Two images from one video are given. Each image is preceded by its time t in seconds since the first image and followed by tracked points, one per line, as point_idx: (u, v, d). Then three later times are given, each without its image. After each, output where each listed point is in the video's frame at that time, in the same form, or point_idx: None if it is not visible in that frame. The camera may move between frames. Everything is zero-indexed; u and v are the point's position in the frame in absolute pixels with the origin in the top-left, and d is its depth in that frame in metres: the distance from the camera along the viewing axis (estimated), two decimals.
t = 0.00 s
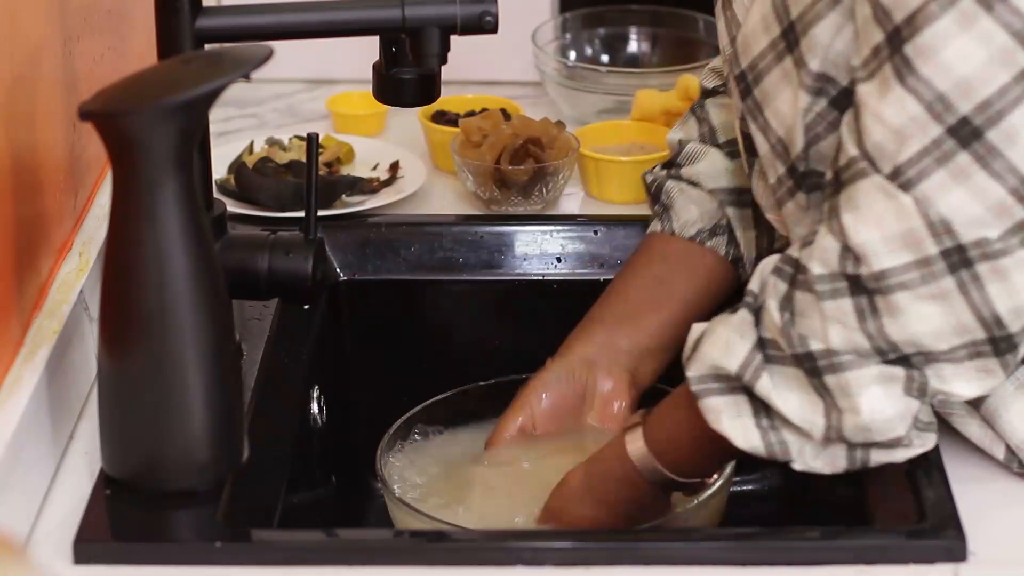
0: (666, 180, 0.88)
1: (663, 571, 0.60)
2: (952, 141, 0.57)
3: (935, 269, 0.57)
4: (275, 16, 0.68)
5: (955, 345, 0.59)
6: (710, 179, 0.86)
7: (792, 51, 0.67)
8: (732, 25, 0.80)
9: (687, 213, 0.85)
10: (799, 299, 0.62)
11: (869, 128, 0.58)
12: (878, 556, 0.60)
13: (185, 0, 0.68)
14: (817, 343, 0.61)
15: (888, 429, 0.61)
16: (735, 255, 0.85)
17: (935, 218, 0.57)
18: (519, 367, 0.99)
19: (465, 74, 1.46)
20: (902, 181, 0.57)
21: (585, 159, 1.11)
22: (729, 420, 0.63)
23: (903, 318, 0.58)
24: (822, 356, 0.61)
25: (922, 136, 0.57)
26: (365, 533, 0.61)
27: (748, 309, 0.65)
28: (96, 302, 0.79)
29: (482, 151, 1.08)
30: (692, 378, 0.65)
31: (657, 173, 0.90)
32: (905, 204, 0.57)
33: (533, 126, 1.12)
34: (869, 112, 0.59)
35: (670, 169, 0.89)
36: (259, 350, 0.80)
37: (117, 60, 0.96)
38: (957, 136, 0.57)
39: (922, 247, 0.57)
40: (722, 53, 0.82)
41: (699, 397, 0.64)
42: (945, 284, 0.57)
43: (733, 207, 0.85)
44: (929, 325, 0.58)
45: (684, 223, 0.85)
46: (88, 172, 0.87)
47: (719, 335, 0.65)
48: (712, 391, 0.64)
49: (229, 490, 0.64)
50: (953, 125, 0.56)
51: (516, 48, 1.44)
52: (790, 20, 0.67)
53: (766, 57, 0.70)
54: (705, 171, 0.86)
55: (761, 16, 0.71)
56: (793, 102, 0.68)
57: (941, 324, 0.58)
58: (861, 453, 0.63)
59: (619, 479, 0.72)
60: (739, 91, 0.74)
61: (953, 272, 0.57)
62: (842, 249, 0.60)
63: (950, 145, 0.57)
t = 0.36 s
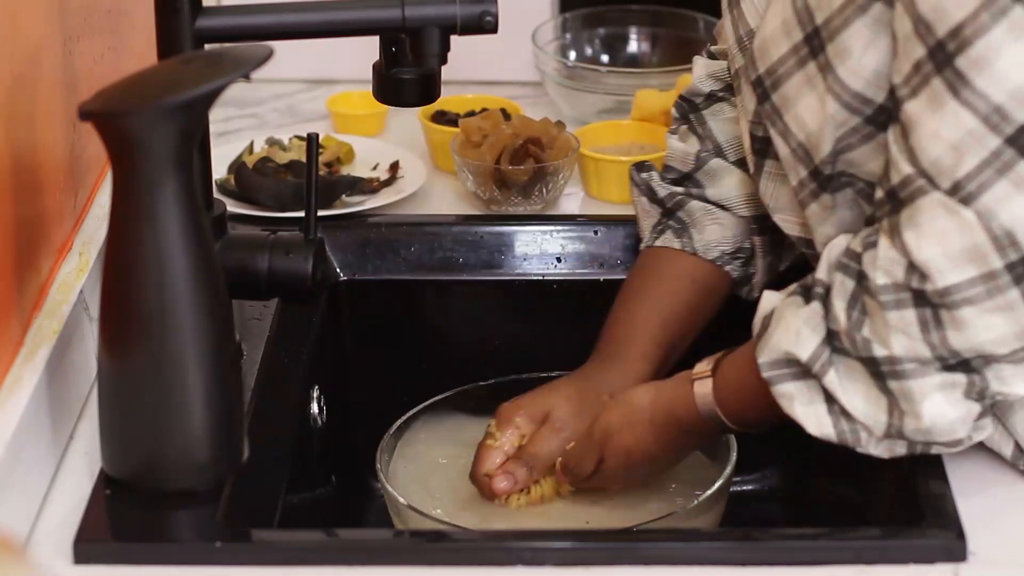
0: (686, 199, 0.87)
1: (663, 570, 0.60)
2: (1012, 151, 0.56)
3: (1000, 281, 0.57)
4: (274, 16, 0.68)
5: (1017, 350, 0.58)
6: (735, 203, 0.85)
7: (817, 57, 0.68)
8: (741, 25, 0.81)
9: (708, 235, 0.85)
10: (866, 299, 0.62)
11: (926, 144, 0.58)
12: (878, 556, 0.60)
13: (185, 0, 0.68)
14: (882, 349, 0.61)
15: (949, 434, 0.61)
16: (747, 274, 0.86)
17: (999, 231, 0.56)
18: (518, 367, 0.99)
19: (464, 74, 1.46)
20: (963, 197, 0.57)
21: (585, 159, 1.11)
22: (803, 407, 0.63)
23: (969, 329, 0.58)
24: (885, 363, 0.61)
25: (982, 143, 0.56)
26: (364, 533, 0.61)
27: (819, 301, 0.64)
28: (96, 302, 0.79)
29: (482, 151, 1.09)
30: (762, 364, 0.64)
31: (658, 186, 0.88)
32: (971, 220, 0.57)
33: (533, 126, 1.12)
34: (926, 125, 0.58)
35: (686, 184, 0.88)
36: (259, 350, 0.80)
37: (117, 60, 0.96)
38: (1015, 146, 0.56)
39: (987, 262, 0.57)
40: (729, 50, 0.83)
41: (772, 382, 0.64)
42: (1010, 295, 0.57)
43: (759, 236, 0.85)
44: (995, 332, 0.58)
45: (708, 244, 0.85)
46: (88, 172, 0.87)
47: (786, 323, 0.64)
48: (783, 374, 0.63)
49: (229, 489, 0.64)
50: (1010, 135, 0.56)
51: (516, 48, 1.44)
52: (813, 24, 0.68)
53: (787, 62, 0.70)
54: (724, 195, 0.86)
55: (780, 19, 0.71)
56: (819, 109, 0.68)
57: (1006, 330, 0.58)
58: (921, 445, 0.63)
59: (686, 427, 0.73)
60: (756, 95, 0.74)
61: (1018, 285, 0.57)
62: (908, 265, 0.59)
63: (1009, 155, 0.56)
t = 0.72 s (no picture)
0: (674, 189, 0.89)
1: (663, 571, 0.60)
2: (984, 151, 0.56)
3: (971, 278, 0.57)
4: (275, 16, 0.68)
5: (991, 348, 0.59)
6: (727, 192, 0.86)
7: (803, 56, 0.68)
8: (740, 25, 0.81)
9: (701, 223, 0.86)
10: (840, 297, 0.62)
11: (900, 141, 0.58)
12: (878, 556, 0.60)
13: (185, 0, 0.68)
14: (855, 347, 0.61)
15: (924, 429, 0.61)
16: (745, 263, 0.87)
17: (971, 229, 0.57)
18: (519, 367, 0.99)
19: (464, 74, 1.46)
20: (936, 194, 0.57)
21: (585, 159, 1.11)
22: (774, 407, 0.63)
23: (942, 327, 0.58)
24: (858, 360, 0.61)
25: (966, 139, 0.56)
26: (364, 533, 0.61)
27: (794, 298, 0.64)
28: (96, 302, 0.79)
29: (482, 151, 1.08)
30: (737, 364, 0.64)
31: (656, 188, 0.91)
32: (939, 216, 0.57)
33: (533, 126, 1.12)
34: (901, 123, 0.58)
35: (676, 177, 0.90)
36: (259, 351, 0.80)
37: (118, 60, 0.96)
38: (989, 146, 0.56)
39: (959, 259, 0.57)
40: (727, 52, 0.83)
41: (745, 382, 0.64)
42: (982, 292, 0.57)
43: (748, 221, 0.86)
44: (972, 330, 0.58)
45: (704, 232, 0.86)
46: (88, 172, 0.87)
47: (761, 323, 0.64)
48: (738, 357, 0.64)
49: (229, 489, 0.64)
50: (982, 136, 0.56)
51: (516, 48, 1.44)
52: (801, 22, 0.67)
53: (776, 61, 0.70)
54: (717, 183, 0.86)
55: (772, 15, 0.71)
56: (806, 109, 0.67)
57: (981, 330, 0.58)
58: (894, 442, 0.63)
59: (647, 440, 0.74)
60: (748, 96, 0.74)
61: (988, 281, 0.57)
62: (880, 261, 0.59)
63: (981, 155, 0.56)
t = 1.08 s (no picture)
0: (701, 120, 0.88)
1: (664, 571, 0.60)
2: (988, 157, 0.56)
3: (971, 286, 0.57)
4: (275, 17, 0.68)
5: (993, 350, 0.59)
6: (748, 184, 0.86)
7: (808, 59, 0.67)
8: (739, 24, 0.81)
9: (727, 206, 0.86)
10: (836, 302, 0.62)
11: (902, 147, 0.58)
12: (878, 556, 0.60)
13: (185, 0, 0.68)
14: (854, 349, 0.61)
15: (918, 438, 0.61)
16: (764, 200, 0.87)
17: (971, 236, 0.57)
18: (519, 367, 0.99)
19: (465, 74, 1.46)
20: (938, 201, 0.57)
21: (585, 159, 1.11)
22: (758, 401, 0.64)
23: (942, 331, 0.58)
24: (857, 363, 0.61)
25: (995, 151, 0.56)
26: (365, 534, 0.61)
27: (786, 308, 0.65)
28: (96, 302, 0.79)
29: (482, 151, 1.08)
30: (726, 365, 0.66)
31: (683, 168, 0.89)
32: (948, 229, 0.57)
33: (533, 126, 1.12)
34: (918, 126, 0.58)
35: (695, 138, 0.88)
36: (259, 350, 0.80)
37: (118, 60, 0.96)
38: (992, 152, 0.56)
39: (958, 266, 0.57)
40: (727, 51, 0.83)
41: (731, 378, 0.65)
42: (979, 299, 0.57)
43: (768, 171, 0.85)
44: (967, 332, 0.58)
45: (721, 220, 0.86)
46: (88, 172, 0.87)
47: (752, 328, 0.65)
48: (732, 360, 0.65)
49: (229, 489, 0.64)
50: (986, 142, 0.56)
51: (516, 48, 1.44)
52: (805, 27, 0.67)
53: (778, 63, 0.70)
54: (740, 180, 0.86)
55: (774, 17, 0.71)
56: (810, 111, 0.67)
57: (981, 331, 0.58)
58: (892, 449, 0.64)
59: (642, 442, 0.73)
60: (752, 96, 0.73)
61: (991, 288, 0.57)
62: (879, 268, 0.59)
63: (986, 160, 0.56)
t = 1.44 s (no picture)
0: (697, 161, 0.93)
1: (663, 571, 0.60)
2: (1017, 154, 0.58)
3: (992, 274, 0.59)
4: (274, 17, 0.68)
5: None
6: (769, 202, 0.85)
7: (819, 47, 0.68)
8: (745, 19, 0.81)
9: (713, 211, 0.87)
10: (856, 288, 0.63)
11: (921, 134, 0.60)
12: (878, 556, 0.60)
13: (185, 0, 0.68)
14: (872, 340, 0.62)
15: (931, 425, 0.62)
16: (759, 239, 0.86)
17: (991, 226, 0.58)
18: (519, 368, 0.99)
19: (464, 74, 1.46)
20: (958, 188, 0.59)
21: (585, 159, 1.11)
22: (787, 394, 0.66)
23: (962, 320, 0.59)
24: (875, 353, 0.62)
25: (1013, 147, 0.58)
26: (366, 534, 0.61)
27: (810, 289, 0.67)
28: (96, 302, 0.79)
29: (482, 151, 1.08)
30: (752, 352, 0.67)
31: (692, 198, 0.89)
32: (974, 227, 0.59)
33: (533, 126, 1.11)
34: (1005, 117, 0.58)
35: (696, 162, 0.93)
36: (259, 350, 0.80)
37: (118, 60, 0.96)
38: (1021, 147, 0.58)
39: (979, 254, 0.58)
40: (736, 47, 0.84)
41: (758, 367, 0.67)
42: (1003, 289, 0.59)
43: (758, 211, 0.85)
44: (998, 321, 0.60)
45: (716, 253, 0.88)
46: (88, 173, 0.87)
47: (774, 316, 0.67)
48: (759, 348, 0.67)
49: (229, 490, 0.64)
50: (1002, 131, 0.58)
51: (516, 48, 1.44)
52: (814, 16, 0.68)
53: (787, 53, 0.71)
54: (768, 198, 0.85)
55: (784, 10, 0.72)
56: (821, 100, 0.69)
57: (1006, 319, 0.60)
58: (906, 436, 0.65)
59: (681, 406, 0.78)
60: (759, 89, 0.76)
61: None
62: (899, 257, 0.61)
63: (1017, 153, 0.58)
